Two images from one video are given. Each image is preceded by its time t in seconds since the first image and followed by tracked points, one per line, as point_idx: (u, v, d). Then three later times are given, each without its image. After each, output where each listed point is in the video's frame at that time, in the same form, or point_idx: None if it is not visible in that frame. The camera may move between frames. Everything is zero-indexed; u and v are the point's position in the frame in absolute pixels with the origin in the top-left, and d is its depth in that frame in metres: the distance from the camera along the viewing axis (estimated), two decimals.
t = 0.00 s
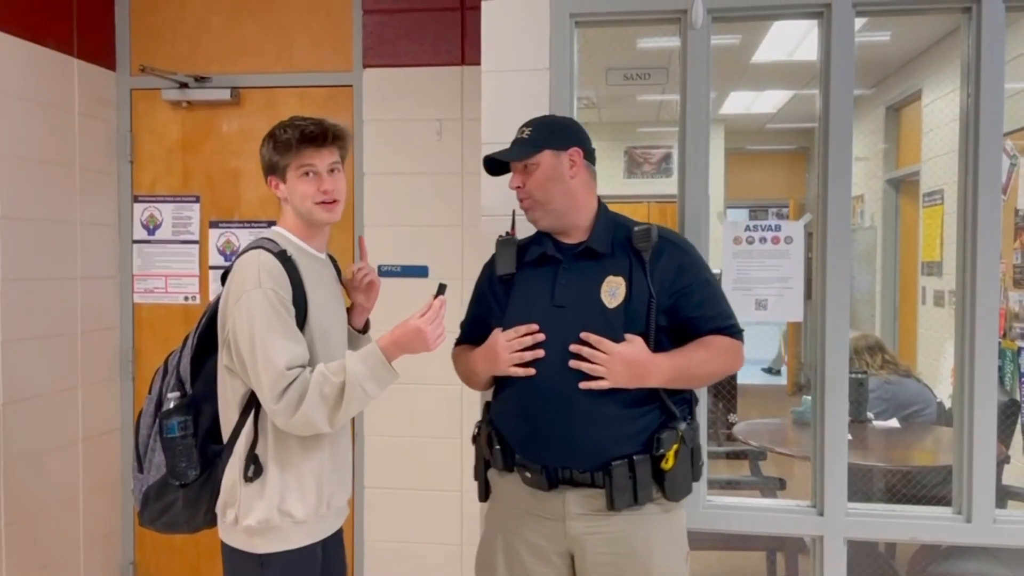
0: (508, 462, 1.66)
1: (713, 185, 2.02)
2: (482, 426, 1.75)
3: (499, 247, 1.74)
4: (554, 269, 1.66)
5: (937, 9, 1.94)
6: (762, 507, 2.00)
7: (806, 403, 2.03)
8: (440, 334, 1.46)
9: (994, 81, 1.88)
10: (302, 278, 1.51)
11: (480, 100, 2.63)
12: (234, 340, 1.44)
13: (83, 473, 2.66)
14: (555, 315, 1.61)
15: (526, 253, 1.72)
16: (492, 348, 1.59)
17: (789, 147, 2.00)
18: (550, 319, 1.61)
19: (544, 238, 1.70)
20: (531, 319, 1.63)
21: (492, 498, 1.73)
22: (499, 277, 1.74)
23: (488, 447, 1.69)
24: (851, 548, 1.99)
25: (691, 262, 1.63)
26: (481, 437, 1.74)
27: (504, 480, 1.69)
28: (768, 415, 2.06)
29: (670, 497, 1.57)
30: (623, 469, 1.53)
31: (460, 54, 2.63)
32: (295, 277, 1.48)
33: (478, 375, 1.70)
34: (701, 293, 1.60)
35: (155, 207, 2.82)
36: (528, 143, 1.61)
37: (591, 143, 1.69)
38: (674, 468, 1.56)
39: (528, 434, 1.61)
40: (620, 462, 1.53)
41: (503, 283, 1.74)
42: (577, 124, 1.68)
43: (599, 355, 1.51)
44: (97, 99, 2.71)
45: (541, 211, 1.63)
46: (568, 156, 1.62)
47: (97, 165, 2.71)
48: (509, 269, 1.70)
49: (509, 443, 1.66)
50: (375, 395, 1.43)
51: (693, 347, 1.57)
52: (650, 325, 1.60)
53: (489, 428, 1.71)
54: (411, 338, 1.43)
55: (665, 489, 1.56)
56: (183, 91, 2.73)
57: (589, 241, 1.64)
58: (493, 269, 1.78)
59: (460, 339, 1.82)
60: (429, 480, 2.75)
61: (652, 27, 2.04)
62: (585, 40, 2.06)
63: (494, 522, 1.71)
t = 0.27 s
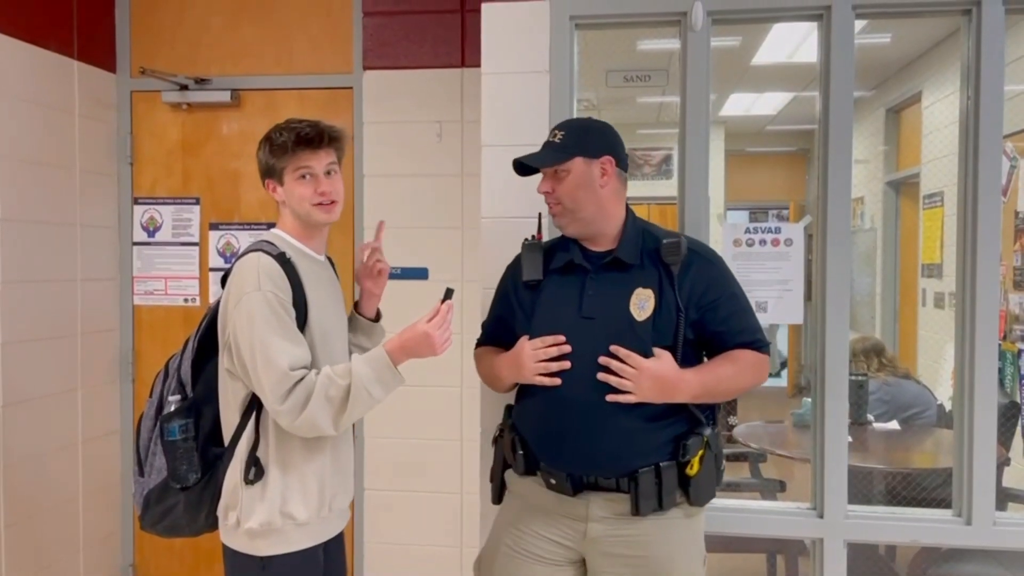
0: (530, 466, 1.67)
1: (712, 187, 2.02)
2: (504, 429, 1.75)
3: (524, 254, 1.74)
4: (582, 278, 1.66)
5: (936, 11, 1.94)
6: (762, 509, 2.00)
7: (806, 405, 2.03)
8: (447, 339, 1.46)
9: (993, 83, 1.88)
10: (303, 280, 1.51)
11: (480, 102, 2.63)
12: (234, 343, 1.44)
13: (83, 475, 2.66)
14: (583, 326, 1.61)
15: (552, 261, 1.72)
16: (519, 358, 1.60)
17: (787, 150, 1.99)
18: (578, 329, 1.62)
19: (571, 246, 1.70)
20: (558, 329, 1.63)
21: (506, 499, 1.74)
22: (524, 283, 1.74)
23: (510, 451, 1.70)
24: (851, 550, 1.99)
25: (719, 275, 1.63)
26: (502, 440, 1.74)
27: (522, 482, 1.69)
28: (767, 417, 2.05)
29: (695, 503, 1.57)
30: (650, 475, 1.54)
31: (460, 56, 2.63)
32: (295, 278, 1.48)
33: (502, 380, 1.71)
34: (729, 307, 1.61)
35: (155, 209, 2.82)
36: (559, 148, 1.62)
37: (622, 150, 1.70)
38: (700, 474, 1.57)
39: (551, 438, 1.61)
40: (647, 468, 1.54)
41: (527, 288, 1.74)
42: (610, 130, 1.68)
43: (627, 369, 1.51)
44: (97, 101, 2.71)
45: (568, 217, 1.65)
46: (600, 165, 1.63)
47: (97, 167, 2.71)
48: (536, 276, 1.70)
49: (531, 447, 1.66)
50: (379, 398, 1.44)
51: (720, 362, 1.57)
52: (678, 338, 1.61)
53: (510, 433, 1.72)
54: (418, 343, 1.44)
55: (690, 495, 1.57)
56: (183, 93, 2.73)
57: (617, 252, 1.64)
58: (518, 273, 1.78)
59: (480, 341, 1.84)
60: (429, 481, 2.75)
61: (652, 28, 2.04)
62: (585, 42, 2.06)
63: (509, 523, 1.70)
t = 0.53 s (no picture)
0: (522, 474, 1.64)
1: (712, 188, 2.02)
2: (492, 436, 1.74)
3: (521, 251, 1.70)
4: (583, 278, 1.65)
5: (935, 13, 1.94)
6: (763, 511, 2.01)
7: (807, 407, 2.03)
8: (448, 335, 1.46)
9: (993, 85, 1.88)
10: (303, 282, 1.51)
11: (480, 104, 2.63)
12: (232, 340, 1.44)
13: (82, 477, 2.65)
14: (588, 327, 1.61)
15: (550, 260, 1.70)
16: (520, 356, 1.57)
17: (788, 150, 2.00)
18: (582, 330, 1.61)
19: (569, 246, 1.69)
20: (560, 330, 1.62)
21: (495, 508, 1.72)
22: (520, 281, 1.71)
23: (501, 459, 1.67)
24: (851, 552, 1.99)
25: (715, 281, 1.69)
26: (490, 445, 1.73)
27: (513, 491, 1.68)
28: (769, 419, 2.04)
29: (688, 500, 1.62)
30: (650, 475, 1.56)
31: (460, 58, 2.63)
32: (294, 278, 1.48)
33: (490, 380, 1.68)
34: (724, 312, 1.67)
35: (155, 210, 2.82)
36: (570, 146, 1.62)
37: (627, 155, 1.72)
38: (694, 471, 1.61)
39: (548, 441, 1.61)
40: (647, 469, 1.57)
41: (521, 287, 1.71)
42: (618, 136, 1.69)
43: (639, 366, 1.52)
44: (98, 103, 2.71)
45: (572, 214, 1.64)
46: (608, 168, 1.64)
47: (97, 168, 2.71)
48: (535, 274, 1.67)
49: (525, 453, 1.65)
50: (379, 394, 1.43)
51: (716, 363, 1.63)
52: (679, 340, 1.64)
53: (500, 440, 1.69)
54: (419, 339, 1.43)
55: (684, 492, 1.61)
56: (184, 95, 2.73)
57: (620, 253, 1.65)
58: (508, 271, 1.75)
59: (462, 340, 1.80)
60: (429, 483, 2.75)
61: (652, 30, 2.04)
62: (585, 43, 2.06)
63: (502, 530, 1.69)
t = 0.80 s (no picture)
0: (496, 470, 1.65)
1: (714, 188, 2.02)
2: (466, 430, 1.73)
3: (495, 252, 1.70)
4: (559, 278, 1.66)
5: (936, 13, 1.94)
6: (765, 512, 2.00)
7: (809, 408, 2.02)
8: (446, 337, 1.46)
9: (994, 85, 1.88)
10: (306, 281, 1.51)
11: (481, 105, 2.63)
12: (230, 334, 1.44)
13: (84, 478, 2.66)
14: (565, 325, 1.63)
15: (523, 261, 1.71)
16: (500, 354, 1.59)
17: (790, 150, 2.00)
18: (559, 330, 1.63)
19: (543, 247, 1.70)
20: (537, 329, 1.64)
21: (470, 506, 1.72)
22: (493, 282, 1.71)
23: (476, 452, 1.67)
24: (853, 553, 1.98)
25: (683, 280, 1.73)
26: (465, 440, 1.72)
27: (490, 488, 1.68)
28: (769, 420, 2.05)
29: (659, 496, 1.66)
30: (624, 472, 1.59)
31: (462, 59, 2.63)
32: (295, 273, 1.48)
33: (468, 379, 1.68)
34: (694, 310, 1.72)
35: (157, 211, 2.82)
36: (546, 147, 1.62)
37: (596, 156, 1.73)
38: (665, 467, 1.65)
39: (525, 436, 1.62)
40: (621, 465, 1.60)
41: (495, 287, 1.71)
42: (589, 138, 1.72)
43: (615, 363, 1.57)
44: (100, 104, 2.71)
45: (549, 217, 1.64)
46: (583, 169, 1.66)
47: (99, 169, 2.71)
48: (509, 275, 1.67)
49: (502, 448, 1.65)
50: (374, 395, 1.42)
51: (685, 361, 1.68)
52: (651, 337, 1.68)
53: (475, 436, 1.68)
54: (418, 341, 1.43)
55: (657, 489, 1.65)
56: (185, 96, 2.73)
57: (593, 254, 1.67)
58: (481, 271, 1.75)
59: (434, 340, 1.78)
60: (430, 484, 2.74)
61: (653, 31, 2.04)
62: (587, 44, 2.06)
63: (479, 523, 1.69)
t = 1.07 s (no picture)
0: (483, 469, 1.67)
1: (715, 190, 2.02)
2: (454, 429, 1.75)
3: (476, 256, 1.72)
4: (539, 279, 1.68)
5: (938, 13, 1.94)
6: (768, 514, 1.99)
7: (810, 409, 2.02)
8: (441, 353, 1.47)
9: (997, 86, 1.88)
10: (308, 282, 1.51)
11: (483, 106, 2.63)
12: (225, 342, 1.44)
13: (87, 478, 2.66)
14: (545, 324, 1.65)
15: (505, 263, 1.73)
16: (481, 354, 1.61)
17: (792, 151, 2.00)
18: (540, 330, 1.65)
19: (524, 249, 1.72)
20: (519, 330, 1.66)
21: (459, 505, 1.74)
22: (478, 285, 1.73)
23: (464, 451, 1.69)
24: (856, 554, 1.98)
25: (664, 277, 1.74)
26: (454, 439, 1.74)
27: (478, 487, 1.69)
28: (771, 421, 2.06)
29: (645, 495, 1.66)
30: (607, 470, 1.61)
31: (463, 60, 2.63)
32: (291, 279, 1.47)
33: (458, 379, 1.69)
34: (675, 307, 1.72)
35: (159, 212, 2.82)
36: (535, 147, 1.64)
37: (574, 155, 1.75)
38: (649, 467, 1.65)
39: (510, 433, 1.64)
40: (604, 463, 1.61)
41: (479, 289, 1.74)
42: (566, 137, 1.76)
43: (594, 363, 1.59)
44: (102, 105, 2.71)
45: (541, 215, 1.66)
46: (568, 168, 1.70)
47: (101, 170, 2.71)
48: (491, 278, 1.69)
49: (489, 448, 1.67)
50: (366, 407, 1.42)
51: (666, 358, 1.69)
52: (631, 335, 1.68)
53: (462, 434, 1.70)
54: (411, 354, 1.45)
55: (643, 488, 1.65)
56: (187, 97, 2.74)
57: (572, 254, 1.69)
58: (466, 274, 1.77)
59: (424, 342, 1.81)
60: (431, 485, 2.74)
61: (656, 32, 2.04)
62: (589, 45, 2.06)
63: (466, 522, 1.71)
